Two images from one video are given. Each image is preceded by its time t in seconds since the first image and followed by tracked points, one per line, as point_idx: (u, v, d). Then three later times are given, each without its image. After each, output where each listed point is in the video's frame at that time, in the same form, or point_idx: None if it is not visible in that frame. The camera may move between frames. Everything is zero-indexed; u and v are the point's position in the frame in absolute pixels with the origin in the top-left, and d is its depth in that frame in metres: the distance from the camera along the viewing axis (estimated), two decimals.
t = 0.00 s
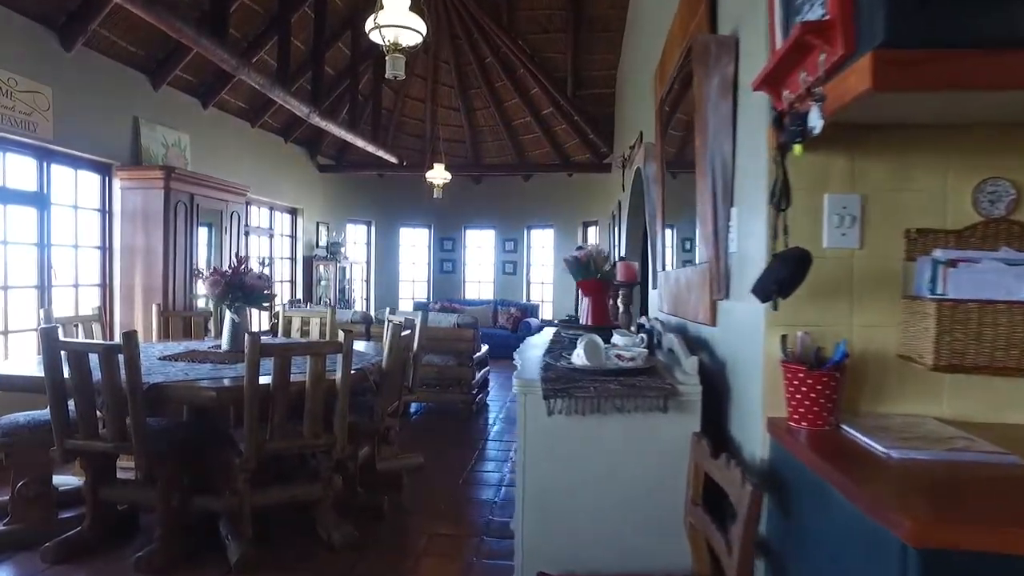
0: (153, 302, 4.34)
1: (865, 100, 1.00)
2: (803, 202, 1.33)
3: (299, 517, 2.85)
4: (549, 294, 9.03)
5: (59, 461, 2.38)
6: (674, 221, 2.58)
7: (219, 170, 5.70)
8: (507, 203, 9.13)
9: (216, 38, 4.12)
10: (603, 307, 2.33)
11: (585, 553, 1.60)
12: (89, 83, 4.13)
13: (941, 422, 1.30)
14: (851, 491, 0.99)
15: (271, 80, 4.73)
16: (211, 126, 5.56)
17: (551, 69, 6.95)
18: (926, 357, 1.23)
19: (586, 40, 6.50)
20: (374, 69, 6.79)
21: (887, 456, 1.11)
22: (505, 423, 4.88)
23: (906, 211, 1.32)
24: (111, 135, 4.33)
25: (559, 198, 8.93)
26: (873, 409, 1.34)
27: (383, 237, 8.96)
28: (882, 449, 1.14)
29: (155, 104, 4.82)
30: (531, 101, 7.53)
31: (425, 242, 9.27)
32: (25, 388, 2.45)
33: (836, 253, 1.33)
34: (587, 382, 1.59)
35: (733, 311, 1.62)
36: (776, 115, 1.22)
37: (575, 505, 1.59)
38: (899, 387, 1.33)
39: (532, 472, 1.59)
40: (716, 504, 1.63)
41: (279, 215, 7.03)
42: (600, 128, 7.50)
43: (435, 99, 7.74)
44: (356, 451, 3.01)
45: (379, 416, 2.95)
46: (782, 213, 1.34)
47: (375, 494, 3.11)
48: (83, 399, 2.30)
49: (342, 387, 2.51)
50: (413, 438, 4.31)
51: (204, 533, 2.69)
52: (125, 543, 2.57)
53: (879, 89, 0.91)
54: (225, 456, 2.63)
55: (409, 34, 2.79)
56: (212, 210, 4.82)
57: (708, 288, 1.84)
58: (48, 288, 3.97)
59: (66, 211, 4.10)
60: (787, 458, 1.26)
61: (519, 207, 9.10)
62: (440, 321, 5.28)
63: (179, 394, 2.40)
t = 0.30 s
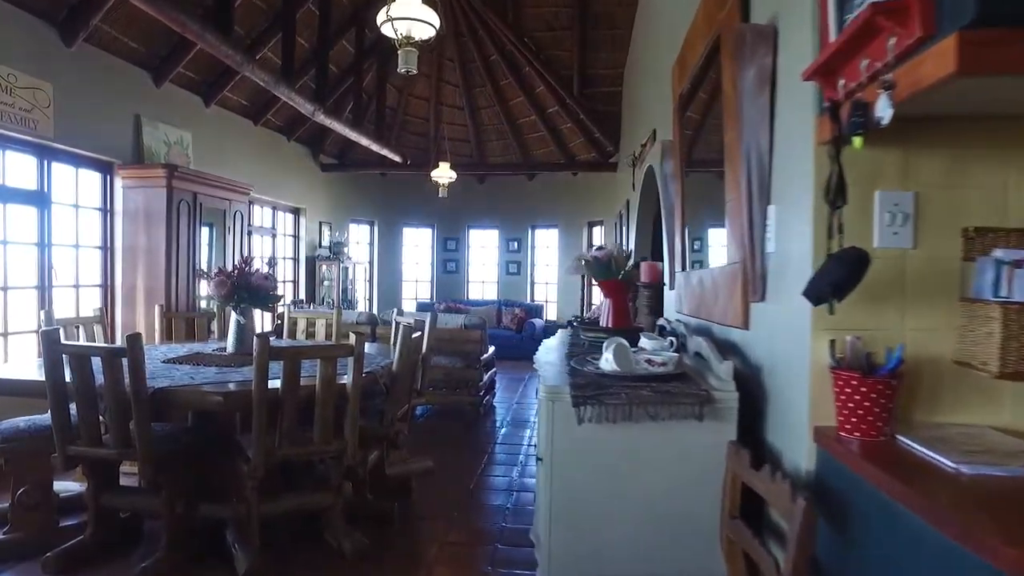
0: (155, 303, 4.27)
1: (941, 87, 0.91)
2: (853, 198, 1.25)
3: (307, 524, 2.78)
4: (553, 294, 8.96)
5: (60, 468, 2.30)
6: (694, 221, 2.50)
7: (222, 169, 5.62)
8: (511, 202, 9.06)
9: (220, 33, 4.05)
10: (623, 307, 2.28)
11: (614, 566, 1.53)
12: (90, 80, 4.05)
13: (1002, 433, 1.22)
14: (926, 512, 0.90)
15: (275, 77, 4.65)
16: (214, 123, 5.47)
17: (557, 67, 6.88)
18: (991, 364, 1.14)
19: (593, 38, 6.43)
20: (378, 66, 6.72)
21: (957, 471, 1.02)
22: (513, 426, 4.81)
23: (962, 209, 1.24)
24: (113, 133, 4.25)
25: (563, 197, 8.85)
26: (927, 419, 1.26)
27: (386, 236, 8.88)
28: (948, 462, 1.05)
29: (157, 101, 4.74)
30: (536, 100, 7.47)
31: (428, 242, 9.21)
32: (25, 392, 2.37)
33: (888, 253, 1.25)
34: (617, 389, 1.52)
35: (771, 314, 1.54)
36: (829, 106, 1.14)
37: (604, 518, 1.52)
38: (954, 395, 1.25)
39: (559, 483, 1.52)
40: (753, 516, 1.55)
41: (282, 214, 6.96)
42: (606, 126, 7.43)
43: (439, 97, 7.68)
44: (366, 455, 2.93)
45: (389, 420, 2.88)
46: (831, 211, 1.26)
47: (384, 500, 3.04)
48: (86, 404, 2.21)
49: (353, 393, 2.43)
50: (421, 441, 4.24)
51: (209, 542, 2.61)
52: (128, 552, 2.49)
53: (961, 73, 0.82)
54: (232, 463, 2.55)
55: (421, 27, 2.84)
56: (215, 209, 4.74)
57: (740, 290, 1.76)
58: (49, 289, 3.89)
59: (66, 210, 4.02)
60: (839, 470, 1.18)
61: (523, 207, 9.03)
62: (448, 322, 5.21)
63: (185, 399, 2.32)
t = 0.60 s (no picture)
0: (155, 303, 4.20)
1: (1004, 67, 0.84)
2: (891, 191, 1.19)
3: (311, 529, 2.72)
4: (555, 294, 8.91)
5: (57, 471, 2.23)
6: (708, 217, 2.44)
7: (223, 167, 5.56)
8: (513, 201, 9.01)
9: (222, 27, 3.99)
10: (637, 307, 2.23)
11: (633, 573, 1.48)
12: (88, 75, 3.98)
13: None
14: (987, 525, 0.82)
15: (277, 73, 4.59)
16: (214, 121, 5.41)
17: (560, 64, 6.83)
18: None
19: (597, 34, 6.38)
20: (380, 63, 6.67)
21: (1014, 479, 0.94)
22: (518, 427, 4.75)
23: (1006, 202, 1.18)
24: (111, 129, 4.18)
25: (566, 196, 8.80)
26: (968, 423, 1.19)
27: (387, 235, 8.82)
28: (1000, 469, 0.98)
29: (156, 98, 4.68)
30: (539, 97, 7.43)
31: (430, 241, 9.15)
32: (22, 394, 2.30)
33: (928, 248, 1.18)
34: (639, 391, 1.46)
35: (798, 312, 1.48)
36: (870, 92, 1.07)
37: (625, 525, 1.46)
38: (996, 397, 1.19)
39: (578, 489, 1.46)
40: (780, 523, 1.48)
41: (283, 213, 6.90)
42: (609, 124, 7.38)
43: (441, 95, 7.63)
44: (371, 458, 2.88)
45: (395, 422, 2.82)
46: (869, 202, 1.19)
47: (390, 503, 2.98)
48: (84, 406, 2.15)
49: (359, 393, 2.37)
50: (425, 442, 4.18)
51: (211, 548, 2.54)
52: (128, 558, 2.42)
53: None
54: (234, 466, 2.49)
55: (428, 18, 2.90)
56: (216, 207, 4.68)
57: (763, 288, 1.70)
58: (46, 288, 3.82)
59: (65, 207, 3.95)
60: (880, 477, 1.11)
61: (525, 206, 8.98)
62: (451, 321, 5.15)
63: (186, 401, 2.25)
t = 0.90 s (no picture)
0: (153, 301, 4.13)
1: None
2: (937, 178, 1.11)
3: (312, 535, 2.64)
4: (557, 293, 8.85)
5: (50, 475, 2.16)
6: (723, 213, 2.37)
7: (222, 164, 5.48)
8: (515, 200, 8.94)
9: (221, 20, 3.92)
10: (651, 305, 2.14)
11: None
12: (84, 70, 3.91)
13: None
14: None
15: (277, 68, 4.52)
16: (214, 117, 5.34)
17: (563, 61, 6.76)
18: None
19: (601, 30, 6.31)
20: (381, 60, 6.60)
21: None
22: (522, 429, 4.68)
23: None
24: (109, 125, 4.10)
25: (568, 195, 8.72)
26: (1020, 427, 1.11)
27: (388, 234, 8.75)
28: None
29: (154, 93, 4.60)
30: (542, 95, 7.38)
31: (431, 240, 9.08)
32: (13, 395, 2.23)
33: (979, 239, 1.10)
34: (661, 391, 1.39)
35: (829, 310, 1.40)
36: (921, 71, 0.99)
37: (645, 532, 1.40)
38: None
39: (597, 494, 1.40)
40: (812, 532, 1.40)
41: (283, 212, 6.83)
42: (612, 122, 7.32)
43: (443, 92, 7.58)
44: (374, 460, 2.81)
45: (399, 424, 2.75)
46: (914, 192, 1.11)
47: (394, 507, 2.91)
48: (78, 408, 2.07)
49: (363, 395, 2.30)
50: (429, 445, 4.10)
51: (210, 554, 2.46)
52: (123, 564, 2.35)
53: None
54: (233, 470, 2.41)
55: (435, 7, 2.83)
56: (215, 205, 4.60)
57: (788, 285, 1.62)
58: (41, 286, 3.74)
59: (60, 204, 3.87)
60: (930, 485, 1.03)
61: (527, 205, 8.91)
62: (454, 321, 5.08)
63: (184, 403, 2.17)
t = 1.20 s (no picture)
0: (148, 302, 4.03)
1: None
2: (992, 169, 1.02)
3: (312, 544, 2.55)
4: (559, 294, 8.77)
5: (39, 484, 2.07)
6: (737, 210, 2.28)
7: (220, 162, 5.39)
8: (516, 199, 8.86)
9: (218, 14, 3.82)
10: (665, 307, 2.08)
11: None
12: (78, 66, 3.82)
13: None
14: None
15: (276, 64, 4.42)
16: (212, 115, 5.26)
17: (565, 59, 6.67)
18: None
19: (604, 27, 6.22)
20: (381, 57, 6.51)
21: None
22: (525, 432, 4.59)
23: None
24: (103, 121, 4.01)
25: (569, 194, 8.64)
26: None
27: (388, 234, 8.66)
28: None
29: (151, 90, 4.51)
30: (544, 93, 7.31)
31: (431, 240, 9.00)
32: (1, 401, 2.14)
33: None
34: (685, 399, 1.31)
35: (864, 311, 1.31)
36: (981, 50, 0.90)
37: (668, 547, 1.31)
38: None
39: (616, 508, 1.31)
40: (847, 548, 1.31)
41: (282, 211, 6.74)
42: (615, 120, 7.24)
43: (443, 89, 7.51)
44: (377, 466, 2.72)
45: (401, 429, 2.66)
46: (968, 185, 1.02)
47: (396, 514, 2.82)
48: (67, 414, 1.98)
49: (365, 400, 2.21)
50: (432, 448, 4.01)
51: (205, 564, 2.37)
52: None
53: None
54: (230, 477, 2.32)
55: None
56: (212, 204, 4.51)
57: (814, 287, 1.54)
58: (34, 288, 3.64)
59: (53, 203, 3.78)
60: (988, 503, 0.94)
61: (528, 204, 8.82)
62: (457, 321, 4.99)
63: (179, 409, 2.08)
